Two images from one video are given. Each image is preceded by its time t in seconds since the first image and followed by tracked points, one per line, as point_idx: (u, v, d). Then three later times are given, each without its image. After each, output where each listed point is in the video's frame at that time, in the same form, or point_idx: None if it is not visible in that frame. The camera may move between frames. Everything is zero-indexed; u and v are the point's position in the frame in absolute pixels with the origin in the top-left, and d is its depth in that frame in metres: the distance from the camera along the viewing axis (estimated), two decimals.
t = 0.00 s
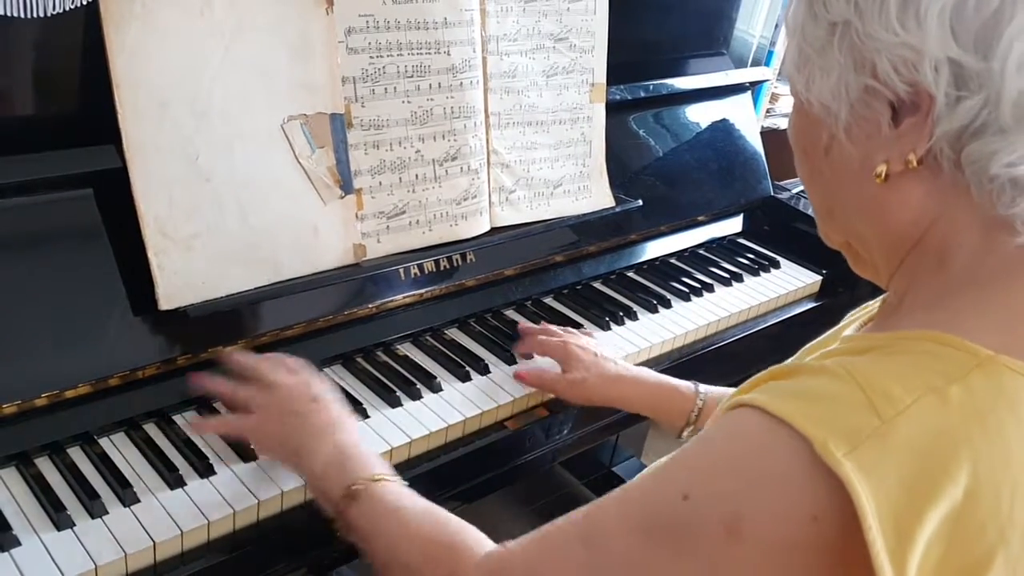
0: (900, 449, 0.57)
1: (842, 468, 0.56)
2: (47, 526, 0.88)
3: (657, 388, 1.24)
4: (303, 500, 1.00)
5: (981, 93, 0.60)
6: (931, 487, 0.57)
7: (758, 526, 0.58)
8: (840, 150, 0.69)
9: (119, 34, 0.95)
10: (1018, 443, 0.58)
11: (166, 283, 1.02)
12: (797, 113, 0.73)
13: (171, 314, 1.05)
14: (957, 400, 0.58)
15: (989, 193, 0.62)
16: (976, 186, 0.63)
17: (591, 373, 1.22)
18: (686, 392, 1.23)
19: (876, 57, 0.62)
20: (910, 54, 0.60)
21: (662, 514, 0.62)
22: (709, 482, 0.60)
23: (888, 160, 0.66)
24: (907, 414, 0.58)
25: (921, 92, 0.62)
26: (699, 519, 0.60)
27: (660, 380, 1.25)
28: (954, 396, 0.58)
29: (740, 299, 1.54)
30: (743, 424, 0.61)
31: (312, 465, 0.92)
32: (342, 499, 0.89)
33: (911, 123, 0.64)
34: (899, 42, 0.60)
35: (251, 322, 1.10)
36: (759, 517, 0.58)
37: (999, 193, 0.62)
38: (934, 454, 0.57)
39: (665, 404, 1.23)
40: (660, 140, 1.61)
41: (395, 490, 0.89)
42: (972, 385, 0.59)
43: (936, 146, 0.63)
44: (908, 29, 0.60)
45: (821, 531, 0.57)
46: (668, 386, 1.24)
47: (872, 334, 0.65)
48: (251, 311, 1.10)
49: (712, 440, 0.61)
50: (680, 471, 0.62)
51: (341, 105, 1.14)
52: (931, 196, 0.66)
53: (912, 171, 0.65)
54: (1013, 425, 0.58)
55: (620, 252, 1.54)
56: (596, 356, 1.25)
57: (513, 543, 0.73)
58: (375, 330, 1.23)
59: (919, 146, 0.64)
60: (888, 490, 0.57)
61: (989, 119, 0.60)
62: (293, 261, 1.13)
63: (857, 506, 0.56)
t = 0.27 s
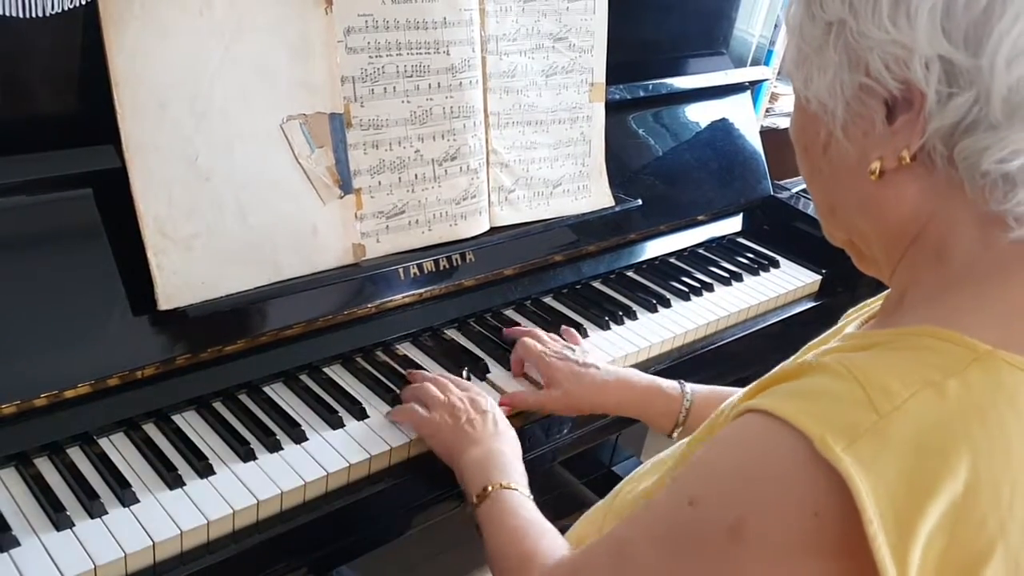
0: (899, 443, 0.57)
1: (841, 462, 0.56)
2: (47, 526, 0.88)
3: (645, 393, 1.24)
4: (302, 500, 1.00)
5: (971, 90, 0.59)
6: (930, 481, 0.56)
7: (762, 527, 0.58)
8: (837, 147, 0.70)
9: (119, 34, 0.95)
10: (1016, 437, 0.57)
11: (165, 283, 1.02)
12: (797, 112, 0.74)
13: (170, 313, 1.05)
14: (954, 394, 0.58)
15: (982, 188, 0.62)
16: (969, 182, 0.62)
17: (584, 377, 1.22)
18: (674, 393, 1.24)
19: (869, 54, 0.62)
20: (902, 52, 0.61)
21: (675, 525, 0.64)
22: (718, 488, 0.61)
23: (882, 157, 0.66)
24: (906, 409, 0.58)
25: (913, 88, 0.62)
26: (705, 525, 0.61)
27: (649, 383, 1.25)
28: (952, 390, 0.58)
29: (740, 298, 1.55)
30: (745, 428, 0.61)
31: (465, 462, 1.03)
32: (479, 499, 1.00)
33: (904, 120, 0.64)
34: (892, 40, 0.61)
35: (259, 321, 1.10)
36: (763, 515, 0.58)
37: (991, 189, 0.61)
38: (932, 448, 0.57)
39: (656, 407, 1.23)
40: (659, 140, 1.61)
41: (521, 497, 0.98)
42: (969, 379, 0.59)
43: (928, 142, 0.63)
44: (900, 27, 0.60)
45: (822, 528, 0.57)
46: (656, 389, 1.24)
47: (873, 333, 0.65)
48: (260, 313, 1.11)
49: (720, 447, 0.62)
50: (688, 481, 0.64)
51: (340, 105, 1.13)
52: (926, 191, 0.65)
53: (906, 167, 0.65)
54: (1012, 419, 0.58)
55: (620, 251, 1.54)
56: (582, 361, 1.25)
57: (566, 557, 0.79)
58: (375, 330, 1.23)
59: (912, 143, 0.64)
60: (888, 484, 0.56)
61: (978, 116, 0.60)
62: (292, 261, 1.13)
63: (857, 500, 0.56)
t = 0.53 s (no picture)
0: (903, 434, 0.57)
1: (845, 453, 0.56)
2: (45, 526, 0.88)
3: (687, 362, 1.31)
4: (301, 500, 1.00)
5: (968, 91, 0.59)
6: (933, 473, 0.56)
7: (764, 515, 0.58)
8: (835, 149, 0.70)
9: (118, 34, 0.95)
10: (1018, 431, 0.57)
11: (164, 283, 1.02)
12: (793, 113, 0.74)
13: (168, 313, 1.05)
14: (959, 387, 0.58)
15: (979, 187, 0.62)
16: (967, 182, 0.62)
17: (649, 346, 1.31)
18: (721, 373, 1.29)
19: (865, 57, 0.62)
20: (898, 55, 0.61)
21: (679, 515, 0.64)
22: (719, 481, 0.61)
23: (880, 159, 0.66)
24: (910, 400, 0.58)
25: (909, 91, 0.62)
26: (708, 516, 0.62)
27: (703, 362, 1.31)
28: (956, 382, 0.58)
29: (740, 297, 1.54)
30: (748, 420, 0.61)
31: (466, 459, 1.05)
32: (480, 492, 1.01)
33: (901, 122, 0.64)
34: (887, 42, 0.61)
35: (261, 318, 1.10)
36: (765, 508, 0.58)
37: (988, 187, 0.61)
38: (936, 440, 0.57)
39: (702, 386, 1.29)
40: (659, 139, 1.61)
41: (522, 488, 1.00)
42: (973, 372, 0.58)
43: (926, 144, 0.63)
44: (896, 30, 0.60)
45: (825, 520, 0.57)
46: (707, 366, 1.30)
47: (875, 327, 0.65)
48: (263, 307, 1.11)
49: (720, 439, 0.62)
50: (691, 472, 0.64)
51: (340, 105, 1.13)
52: (926, 192, 0.65)
53: (904, 168, 0.65)
54: (1014, 413, 0.58)
55: (620, 251, 1.54)
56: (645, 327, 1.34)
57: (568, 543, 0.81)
58: (374, 329, 1.23)
59: (909, 144, 0.64)
60: (891, 475, 0.56)
61: (975, 116, 0.60)
62: (291, 261, 1.13)
63: (859, 491, 0.56)
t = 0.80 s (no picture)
0: (894, 434, 0.57)
1: (837, 455, 0.56)
2: (46, 526, 0.88)
3: (714, 350, 1.25)
4: (302, 500, 1.00)
5: (980, 90, 0.59)
6: (925, 472, 0.56)
7: (761, 520, 0.57)
8: (838, 151, 0.69)
9: (118, 34, 0.95)
10: (1010, 427, 0.58)
11: (164, 283, 1.02)
12: (791, 112, 0.73)
13: (169, 313, 1.05)
14: (949, 385, 0.58)
15: (988, 187, 0.62)
16: (976, 182, 0.62)
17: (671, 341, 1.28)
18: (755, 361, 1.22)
19: (875, 57, 0.62)
20: (910, 54, 0.60)
21: (672, 521, 0.62)
22: (717, 483, 0.60)
23: (889, 159, 0.66)
24: (900, 400, 0.58)
25: (922, 91, 0.61)
26: (704, 520, 0.60)
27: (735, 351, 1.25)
28: (946, 381, 0.58)
29: (740, 297, 1.54)
30: (740, 420, 0.61)
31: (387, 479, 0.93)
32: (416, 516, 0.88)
33: (911, 122, 0.63)
34: (898, 42, 0.60)
35: (256, 322, 1.10)
36: (766, 513, 0.57)
37: (999, 187, 0.61)
38: (926, 439, 0.57)
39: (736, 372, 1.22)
40: (659, 139, 1.61)
41: (461, 501, 0.88)
42: (964, 370, 0.59)
43: (937, 144, 0.63)
44: (906, 29, 0.60)
45: (820, 521, 0.57)
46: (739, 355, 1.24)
47: (866, 326, 0.65)
48: (258, 309, 1.10)
49: (715, 442, 0.61)
50: (685, 476, 0.62)
51: (340, 104, 1.13)
52: (931, 192, 0.65)
53: (913, 168, 0.65)
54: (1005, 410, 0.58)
55: (620, 251, 1.54)
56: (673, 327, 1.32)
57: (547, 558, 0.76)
58: (374, 329, 1.23)
59: (920, 144, 0.64)
60: (882, 475, 0.56)
61: (989, 115, 0.60)
62: (291, 261, 1.13)
63: (852, 492, 0.56)
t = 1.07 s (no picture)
0: (882, 436, 0.57)
1: (824, 456, 0.56)
2: (46, 526, 0.88)
3: (706, 339, 1.30)
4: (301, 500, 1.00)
5: (961, 90, 0.59)
6: (912, 473, 0.57)
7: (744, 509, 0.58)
8: (824, 153, 0.70)
9: (117, 34, 0.95)
10: (1001, 430, 0.58)
11: (164, 283, 1.02)
12: (781, 115, 0.74)
13: (169, 313, 1.05)
14: (939, 387, 0.58)
15: (974, 186, 0.62)
16: (961, 181, 0.63)
17: (660, 323, 1.32)
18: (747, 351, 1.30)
19: (856, 60, 0.62)
20: (890, 56, 0.60)
21: (648, 503, 0.61)
22: (700, 467, 0.59)
23: (873, 160, 0.66)
24: (890, 402, 0.58)
25: (903, 92, 0.62)
26: (685, 504, 0.59)
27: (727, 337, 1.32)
28: (936, 383, 0.58)
29: (740, 296, 1.54)
30: (728, 414, 0.60)
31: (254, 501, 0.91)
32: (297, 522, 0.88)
33: (893, 124, 0.64)
34: (878, 44, 0.60)
35: (253, 321, 1.10)
36: (751, 507, 0.57)
37: (984, 187, 0.62)
38: (914, 441, 0.57)
39: (726, 358, 1.29)
40: (660, 139, 1.61)
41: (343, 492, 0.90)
42: (954, 373, 0.59)
43: (920, 144, 0.63)
44: (886, 31, 0.60)
45: (805, 517, 0.57)
46: (729, 342, 1.30)
47: (859, 326, 0.65)
48: (255, 309, 1.10)
49: (694, 429, 0.61)
50: (664, 457, 0.61)
51: (340, 104, 1.13)
52: (917, 193, 0.66)
53: (897, 169, 0.66)
54: (996, 413, 0.58)
55: (620, 250, 1.54)
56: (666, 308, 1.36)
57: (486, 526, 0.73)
58: (374, 329, 1.23)
59: (903, 145, 0.64)
60: (869, 476, 0.56)
61: (970, 115, 0.60)
62: (291, 260, 1.13)
63: (839, 493, 0.56)
